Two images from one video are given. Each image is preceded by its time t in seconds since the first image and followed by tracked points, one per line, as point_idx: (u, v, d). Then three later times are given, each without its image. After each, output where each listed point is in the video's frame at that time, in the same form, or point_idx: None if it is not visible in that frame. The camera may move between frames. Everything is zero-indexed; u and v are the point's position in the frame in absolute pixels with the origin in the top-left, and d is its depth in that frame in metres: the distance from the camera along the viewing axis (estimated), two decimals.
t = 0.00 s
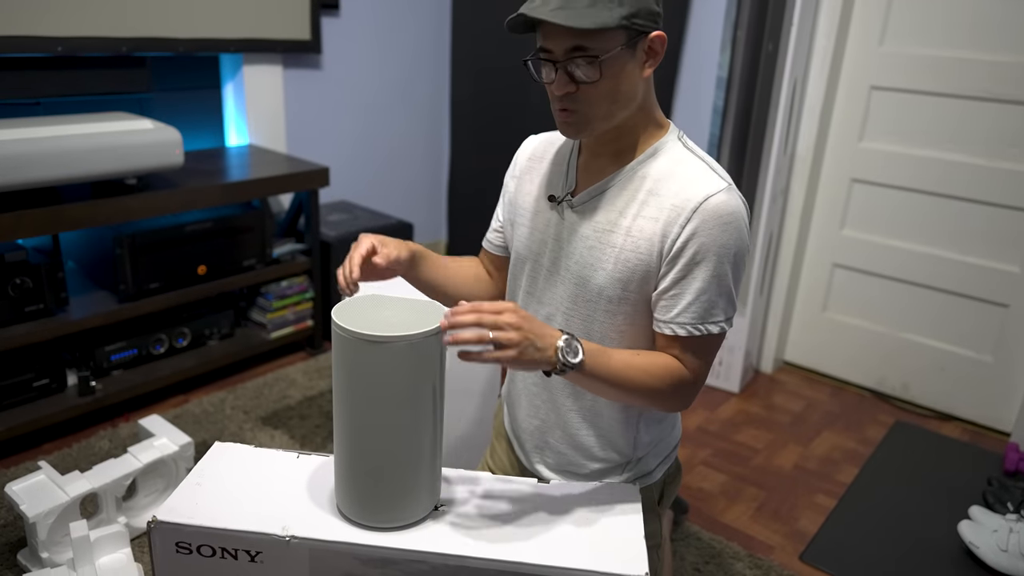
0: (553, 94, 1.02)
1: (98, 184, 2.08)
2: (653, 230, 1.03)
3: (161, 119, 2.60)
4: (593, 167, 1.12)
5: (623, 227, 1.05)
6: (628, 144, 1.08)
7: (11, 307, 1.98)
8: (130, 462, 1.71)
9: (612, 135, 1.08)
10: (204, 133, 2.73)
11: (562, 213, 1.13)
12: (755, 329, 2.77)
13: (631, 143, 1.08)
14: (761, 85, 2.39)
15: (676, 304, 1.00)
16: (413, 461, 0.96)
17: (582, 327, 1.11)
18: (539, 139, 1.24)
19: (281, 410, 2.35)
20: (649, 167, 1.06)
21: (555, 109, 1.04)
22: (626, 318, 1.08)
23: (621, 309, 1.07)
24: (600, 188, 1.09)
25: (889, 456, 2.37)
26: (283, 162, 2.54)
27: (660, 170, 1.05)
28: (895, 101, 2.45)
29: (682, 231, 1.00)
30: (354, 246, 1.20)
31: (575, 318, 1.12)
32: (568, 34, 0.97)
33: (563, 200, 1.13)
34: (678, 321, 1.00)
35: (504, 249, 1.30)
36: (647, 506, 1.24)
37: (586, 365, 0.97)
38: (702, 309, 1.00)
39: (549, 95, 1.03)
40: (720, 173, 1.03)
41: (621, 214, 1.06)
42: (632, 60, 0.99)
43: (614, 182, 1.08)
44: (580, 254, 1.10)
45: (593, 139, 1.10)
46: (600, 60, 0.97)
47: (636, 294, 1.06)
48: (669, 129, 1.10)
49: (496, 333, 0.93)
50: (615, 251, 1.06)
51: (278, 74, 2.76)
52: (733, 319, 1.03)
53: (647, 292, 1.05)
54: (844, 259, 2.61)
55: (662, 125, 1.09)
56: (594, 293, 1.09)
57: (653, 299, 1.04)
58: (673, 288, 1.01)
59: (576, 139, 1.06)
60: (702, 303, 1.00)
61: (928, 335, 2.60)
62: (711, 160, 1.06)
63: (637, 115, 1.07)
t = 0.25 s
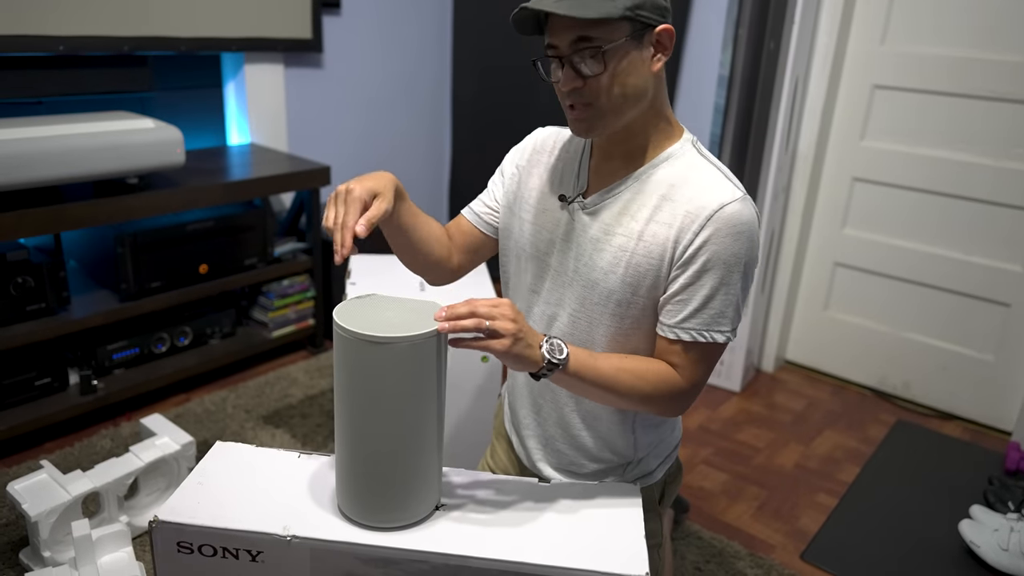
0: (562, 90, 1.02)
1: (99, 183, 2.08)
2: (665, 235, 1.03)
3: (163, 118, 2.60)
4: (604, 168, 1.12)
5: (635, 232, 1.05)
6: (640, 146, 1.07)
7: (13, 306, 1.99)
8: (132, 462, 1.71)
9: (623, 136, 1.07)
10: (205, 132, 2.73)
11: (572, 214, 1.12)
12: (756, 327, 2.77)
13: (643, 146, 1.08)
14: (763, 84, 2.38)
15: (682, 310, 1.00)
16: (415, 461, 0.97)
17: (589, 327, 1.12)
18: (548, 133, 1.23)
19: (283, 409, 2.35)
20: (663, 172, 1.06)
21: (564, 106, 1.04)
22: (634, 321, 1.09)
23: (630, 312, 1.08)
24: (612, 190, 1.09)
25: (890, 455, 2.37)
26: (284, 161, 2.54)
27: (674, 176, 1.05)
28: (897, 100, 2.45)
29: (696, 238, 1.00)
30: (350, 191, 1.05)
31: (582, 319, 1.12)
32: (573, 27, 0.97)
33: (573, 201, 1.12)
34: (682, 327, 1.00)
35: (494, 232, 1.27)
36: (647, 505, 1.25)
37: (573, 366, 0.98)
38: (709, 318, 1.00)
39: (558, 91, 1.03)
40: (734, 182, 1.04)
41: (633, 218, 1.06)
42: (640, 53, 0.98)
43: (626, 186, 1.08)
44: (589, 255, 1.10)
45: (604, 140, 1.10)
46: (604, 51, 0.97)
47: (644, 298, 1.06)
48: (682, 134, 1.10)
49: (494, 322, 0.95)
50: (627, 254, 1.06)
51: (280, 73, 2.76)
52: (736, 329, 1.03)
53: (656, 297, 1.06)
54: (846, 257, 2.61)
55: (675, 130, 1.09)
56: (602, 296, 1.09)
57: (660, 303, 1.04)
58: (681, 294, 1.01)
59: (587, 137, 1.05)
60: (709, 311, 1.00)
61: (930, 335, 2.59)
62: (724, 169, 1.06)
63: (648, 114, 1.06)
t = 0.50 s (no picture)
0: (582, 82, 1.01)
1: (101, 183, 2.09)
2: (674, 238, 1.03)
3: (164, 118, 2.60)
4: (612, 171, 1.12)
5: (645, 235, 1.05)
6: (651, 147, 1.07)
7: (15, 306, 1.99)
8: (134, 461, 1.72)
9: (636, 135, 1.07)
10: (206, 132, 2.73)
11: (580, 217, 1.12)
12: (758, 327, 2.77)
13: (654, 146, 1.07)
14: (765, 84, 2.38)
15: (692, 313, 1.00)
16: (419, 461, 0.97)
17: (598, 331, 1.12)
18: (553, 135, 1.23)
19: (285, 408, 2.35)
20: (672, 175, 1.06)
21: (584, 99, 1.03)
22: (643, 324, 1.09)
23: (639, 315, 1.08)
24: (622, 193, 1.09)
25: (892, 456, 2.37)
26: (286, 161, 2.55)
27: (684, 179, 1.05)
28: (898, 100, 2.45)
29: (707, 241, 1.00)
30: (360, 232, 1.03)
31: (590, 323, 1.12)
32: (598, 15, 0.96)
33: (581, 205, 1.12)
34: (691, 330, 1.00)
35: (498, 236, 1.28)
36: (650, 506, 1.25)
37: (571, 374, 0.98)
38: (719, 320, 1.00)
39: (577, 84, 1.02)
40: (744, 185, 1.04)
41: (642, 221, 1.06)
42: (661, 45, 0.99)
43: (635, 189, 1.08)
44: (598, 259, 1.10)
45: (614, 142, 1.10)
46: (631, 39, 0.97)
47: (654, 300, 1.07)
48: (691, 137, 1.10)
49: (495, 331, 0.95)
50: (636, 258, 1.06)
51: (281, 73, 2.76)
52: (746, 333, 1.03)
53: (665, 300, 1.06)
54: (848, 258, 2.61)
55: (684, 132, 1.09)
56: (611, 300, 1.09)
57: (669, 306, 1.04)
58: (691, 297, 1.01)
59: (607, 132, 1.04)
60: (719, 314, 1.00)
61: (932, 334, 2.59)
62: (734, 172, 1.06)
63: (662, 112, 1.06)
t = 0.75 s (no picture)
0: (593, 77, 1.01)
1: (103, 184, 2.09)
2: (674, 241, 1.03)
3: (166, 119, 2.60)
4: (612, 173, 1.12)
5: (645, 237, 1.06)
6: (651, 149, 1.07)
7: (17, 307, 1.99)
8: (137, 463, 1.71)
9: (637, 136, 1.07)
10: (207, 133, 2.73)
11: (580, 219, 1.12)
12: (759, 329, 2.77)
13: (654, 149, 1.07)
14: (766, 85, 2.39)
15: (692, 317, 1.00)
16: (423, 463, 0.97)
17: (600, 334, 1.12)
18: (553, 137, 1.23)
19: (286, 410, 2.35)
20: (673, 178, 1.06)
21: (591, 95, 1.02)
22: (644, 327, 1.09)
23: (640, 318, 1.08)
24: (622, 195, 1.09)
25: (893, 456, 2.37)
26: (287, 162, 2.55)
27: (684, 181, 1.05)
28: (899, 101, 2.45)
29: (706, 244, 1.00)
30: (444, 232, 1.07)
31: (592, 326, 1.12)
32: (616, 13, 0.97)
33: (581, 208, 1.12)
34: (691, 333, 1.00)
35: (509, 244, 1.24)
36: (655, 507, 1.25)
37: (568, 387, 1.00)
38: (719, 324, 1.00)
39: (585, 80, 1.02)
40: (743, 189, 1.04)
41: (642, 223, 1.07)
42: (672, 49, 1.01)
43: (635, 191, 1.08)
44: (598, 262, 1.10)
45: (615, 142, 1.10)
46: (647, 41, 0.98)
47: (655, 303, 1.07)
48: (691, 140, 1.10)
49: (497, 344, 0.96)
50: (637, 260, 1.06)
51: (282, 75, 2.76)
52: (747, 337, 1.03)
53: (666, 304, 1.06)
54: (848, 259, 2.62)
55: (684, 134, 1.09)
56: (612, 303, 1.09)
57: (670, 310, 1.04)
58: (691, 300, 1.01)
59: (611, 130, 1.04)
60: (719, 318, 1.00)
61: (933, 335, 2.60)
62: (733, 175, 1.06)
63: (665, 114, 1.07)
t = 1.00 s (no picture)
0: (578, 80, 1.01)
1: (72, 196, 2.05)
2: (651, 242, 1.05)
3: (135, 129, 2.56)
4: (584, 177, 1.12)
5: (621, 240, 1.07)
6: (625, 152, 1.09)
7: None
8: (111, 479, 1.68)
9: (611, 141, 1.08)
10: (177, 143, 2.70)
11: (554, 225, 1.13)
12: (733, 330, 2.80)
13: (628, 152, 1.09)
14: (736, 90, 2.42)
15: (671, 315, 1.02)
16: (407, 471, 0.96)
17: (579, 338, 1.13)
18: (519, 146, 1.22)
19: (263, 421, 2.33)
20: (646, 178, 1.07)
21: (571, 97, 1.02)
22: (623, 329, 1.10)
23: (618, 320, 1.09)
24: (595, 199, 1.09)
25: (867, 452, 2.41)
26: (260, 171, 2.52)
27: (655, 182, 1.06)
28: (865, 104, 2.50)
29: (682, 243, 1.02)
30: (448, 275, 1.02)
31: (572, 329, 1.13)
32: (612, 21, 0.97)
33: (555, 213, 1.12)
34: (671, 332, 1.02)
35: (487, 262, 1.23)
36: (638, 509, 1.26)
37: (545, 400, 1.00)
38: (698, 321, 1.01)
39: (568, 82, 1.02)
40: (715, 186, 1.05)
41: (617, 226, 1.07)
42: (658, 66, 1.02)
43: (608, 194, 1.08)
44: (574, 266, 1.10)
45: (587, 147, 1.10)
46: (638, 54, 0.99)
47: (633, 305, 1.08)
48: (662, 141, 1.11)
49: (474, 362, 0.98)
50: (614, 263, 1.07)
51: (253, 83, 2.74)
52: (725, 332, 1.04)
53: (644, 304, 1.07)
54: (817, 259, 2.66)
55: (655, 136, 1.10)
56: (591, 306, 1.10)
57: (648, 310, 1.06)
58: (669, 299, 1.02)
59: (588, 133, 1.04)
60: (697, 315, 1.01)
61: (902, 332, 2.64)
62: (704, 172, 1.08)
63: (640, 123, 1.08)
